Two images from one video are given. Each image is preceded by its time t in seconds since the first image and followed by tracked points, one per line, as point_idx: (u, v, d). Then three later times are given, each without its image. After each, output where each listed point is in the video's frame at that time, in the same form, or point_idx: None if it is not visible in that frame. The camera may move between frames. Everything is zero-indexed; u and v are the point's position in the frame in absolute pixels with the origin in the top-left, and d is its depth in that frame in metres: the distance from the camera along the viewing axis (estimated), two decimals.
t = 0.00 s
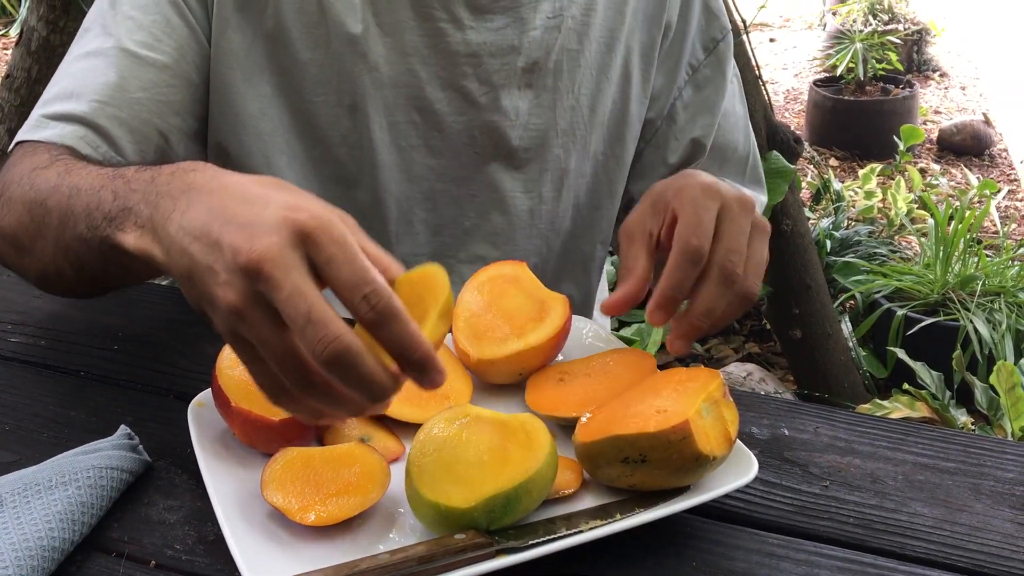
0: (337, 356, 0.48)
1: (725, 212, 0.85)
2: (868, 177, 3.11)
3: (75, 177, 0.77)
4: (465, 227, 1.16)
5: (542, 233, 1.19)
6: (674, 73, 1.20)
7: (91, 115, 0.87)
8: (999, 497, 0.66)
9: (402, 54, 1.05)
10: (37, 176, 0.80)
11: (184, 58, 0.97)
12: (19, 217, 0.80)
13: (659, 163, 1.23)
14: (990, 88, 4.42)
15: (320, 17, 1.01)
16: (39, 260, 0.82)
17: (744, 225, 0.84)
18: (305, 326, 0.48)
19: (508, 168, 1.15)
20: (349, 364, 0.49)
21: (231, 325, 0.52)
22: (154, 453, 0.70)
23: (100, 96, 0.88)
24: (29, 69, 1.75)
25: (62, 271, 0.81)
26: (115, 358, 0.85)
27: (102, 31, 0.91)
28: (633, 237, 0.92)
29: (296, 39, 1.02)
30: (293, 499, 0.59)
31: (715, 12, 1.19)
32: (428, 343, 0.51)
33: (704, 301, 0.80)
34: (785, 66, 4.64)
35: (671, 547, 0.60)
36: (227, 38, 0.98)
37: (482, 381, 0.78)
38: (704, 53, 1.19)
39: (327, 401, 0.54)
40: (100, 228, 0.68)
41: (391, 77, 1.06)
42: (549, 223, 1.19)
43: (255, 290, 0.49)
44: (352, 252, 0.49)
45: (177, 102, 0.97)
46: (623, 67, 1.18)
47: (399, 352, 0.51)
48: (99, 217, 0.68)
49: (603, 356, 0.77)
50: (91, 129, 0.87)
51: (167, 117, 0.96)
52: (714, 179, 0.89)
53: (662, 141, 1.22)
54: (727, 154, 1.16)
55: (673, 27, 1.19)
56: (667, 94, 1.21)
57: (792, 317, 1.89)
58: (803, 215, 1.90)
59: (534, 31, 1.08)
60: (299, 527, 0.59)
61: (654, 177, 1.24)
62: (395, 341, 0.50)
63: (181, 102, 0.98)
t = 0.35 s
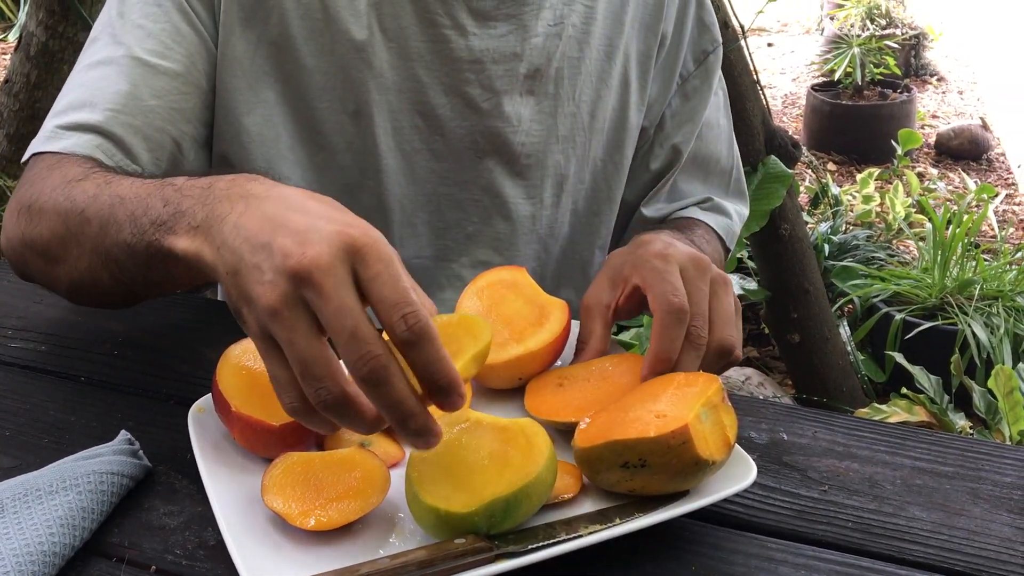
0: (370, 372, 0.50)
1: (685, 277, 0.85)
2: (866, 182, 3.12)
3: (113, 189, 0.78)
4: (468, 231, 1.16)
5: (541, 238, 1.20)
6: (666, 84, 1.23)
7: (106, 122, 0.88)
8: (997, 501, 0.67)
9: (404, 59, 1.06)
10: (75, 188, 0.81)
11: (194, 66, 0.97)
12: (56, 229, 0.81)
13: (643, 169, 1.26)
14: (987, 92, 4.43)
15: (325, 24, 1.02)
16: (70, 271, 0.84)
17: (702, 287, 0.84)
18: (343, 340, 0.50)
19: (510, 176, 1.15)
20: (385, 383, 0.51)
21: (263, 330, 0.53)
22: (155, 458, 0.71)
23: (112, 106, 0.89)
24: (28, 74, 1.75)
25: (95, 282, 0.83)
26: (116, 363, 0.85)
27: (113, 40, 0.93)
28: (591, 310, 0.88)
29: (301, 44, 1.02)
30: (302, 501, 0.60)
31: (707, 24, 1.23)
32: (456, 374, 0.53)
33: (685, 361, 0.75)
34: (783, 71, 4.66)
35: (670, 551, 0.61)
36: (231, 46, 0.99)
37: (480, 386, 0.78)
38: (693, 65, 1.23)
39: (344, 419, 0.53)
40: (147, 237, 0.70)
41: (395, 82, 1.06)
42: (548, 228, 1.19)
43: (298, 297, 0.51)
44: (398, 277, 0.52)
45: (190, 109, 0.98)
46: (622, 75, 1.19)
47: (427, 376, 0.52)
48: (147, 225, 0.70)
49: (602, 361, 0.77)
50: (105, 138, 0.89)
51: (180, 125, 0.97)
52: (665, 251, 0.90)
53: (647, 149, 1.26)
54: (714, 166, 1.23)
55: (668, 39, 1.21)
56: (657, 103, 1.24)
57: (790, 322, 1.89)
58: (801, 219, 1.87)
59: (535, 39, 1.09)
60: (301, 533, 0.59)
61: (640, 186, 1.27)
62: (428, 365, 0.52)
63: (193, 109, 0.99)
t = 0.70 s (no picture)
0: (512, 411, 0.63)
1: (679, 263, 0.85)
2: (862, 185, 3.12)
3: (175, 217, 0.79)
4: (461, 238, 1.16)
5: (535, 243, 1.20)
6: (659, 92, 1.23)
7: (118, 130, 0.88)
8: (988, 504, 0.67)
9: (396, 66, 1.06)
10: (132, 207, 0.81)
11: (199, 70, 0.97)
12: (114, 250, 0.81)
13: (638, 178, 1.25)
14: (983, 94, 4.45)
15: (318, 30, 1.02)
16: (126, 288, 0.85)
17: (694, 273, 0.84)
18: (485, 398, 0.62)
19: (504, 181, 1.15)
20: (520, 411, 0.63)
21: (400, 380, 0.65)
22: (146, 466, 0.71)
23: (124, 112, 0.89)
24: (23, 81, 1.76)
25: (156, 299, 0.84)
26: (109, 371, 0.85)
27: (116, 44, 0.91)
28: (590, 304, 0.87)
29: (296, 50, 1.02)
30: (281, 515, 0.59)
31: (700, 33, 1.22)
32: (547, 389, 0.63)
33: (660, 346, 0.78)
34: (778, 73, 4.67)
35: (660, 557, 0.61)
36: (232, 53, 0.99)
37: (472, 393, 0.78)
38: (687, 73, 1.23)
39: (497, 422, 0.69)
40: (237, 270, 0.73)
41: (387, 88, 1.07)
42: (542, 234, 1.19)
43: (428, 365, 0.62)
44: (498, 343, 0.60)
45: (197, 114, 0.98)
46: (613, 82, 1.19)
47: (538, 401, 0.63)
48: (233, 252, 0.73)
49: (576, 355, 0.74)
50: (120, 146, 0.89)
51: (189, 129, 0.97)
52: (664, 233, 0.90)
53: (641, 158, 1.25)
54: (709, 175, 1.23)
55: (660, 48, 1.21)
56: (650, 111, 1.24)
57: (786, 325, 1.89)
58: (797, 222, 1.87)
59: (527, 46, 1.09)
60: (292, 541, 0.59)
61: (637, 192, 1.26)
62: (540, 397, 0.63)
63: (200, 114, 0.99)
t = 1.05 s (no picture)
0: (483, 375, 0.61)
1: (713, 234, 0.87)
2: (860, 188, 3.13)
3: (145, 214, 0.80)
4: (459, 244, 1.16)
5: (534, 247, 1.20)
6: (658, 92, 1.21)
7: (113, 136, 0.90)
8: (986, 507, 0.67)
9: (396, 71, 1.06)
10: (105, 206, 0.83)
11: (198, 78, 0.98)
12: (91, 248, 0.83)
13: (639, 179, 1.24)
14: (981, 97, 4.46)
15: (318, 36, 1.03)
16: (110, 288, 0.87)
17: (727, 250, 0.87)
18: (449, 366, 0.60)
19: (503, 186, 1.15)
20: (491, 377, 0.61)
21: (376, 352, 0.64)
22: (146, 472, 0.71)
23: (122, 118, 0.91)
24: (23, 87, 1.77)
25: (139, 298, 0.86)
26: (109, 377, 0.85)
27: (116, 55, 0.94)
28: (607, 250, 0.93)
29: (296, 56, 1.03)
30: (280, 513, 0.60)
31: (700, 34, 1.21)
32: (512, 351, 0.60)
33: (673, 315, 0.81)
34: (777, 77, 4.68)
35: (659, 561, 0.61)
36: (232, 58, 1.00)
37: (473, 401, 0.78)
38: (687, 74, 1.20)
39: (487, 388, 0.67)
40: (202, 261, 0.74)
41: (387, 94, 1.07)
42: (541, 238, 1.20)
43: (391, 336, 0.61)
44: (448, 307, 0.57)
45: (195, 121, 0.99)
46: (612, 86, 1.19)
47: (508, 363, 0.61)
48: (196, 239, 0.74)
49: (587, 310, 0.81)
50: (115, 151, 0.90)
51: (186, 135, 0.98)
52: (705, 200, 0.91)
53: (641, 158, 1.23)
54: (712, 177, 1.17)
55: (659, 49, 1.20)
56: (649, 111, 1.22)
57: (785, 328, 1.89)
58: (795, 225, 1.86)
59: (526, 52, 1.09)
60: (292, 546, 0.59)
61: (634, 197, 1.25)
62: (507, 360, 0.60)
63: (198, 119, 1.00)
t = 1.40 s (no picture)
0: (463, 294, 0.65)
1: (727, 125, 0.78)
2: (861, 191, 3.13)
3: (106, 208, 0.81)
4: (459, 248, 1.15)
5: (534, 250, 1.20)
6: (651, 84, 1.18)
7: (107, 138, 0.91)
8: (987, 509, 0.67)
9: (392, 74, 1.07)
10: (72, 204, 0.84)
11: (193, 81, 0.99)
12: (64, 250, 0.85)
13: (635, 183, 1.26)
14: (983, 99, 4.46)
15: (314, 38, 1.03)
16: (91, 284, 0.89)
17: (739, 142, 0.79)
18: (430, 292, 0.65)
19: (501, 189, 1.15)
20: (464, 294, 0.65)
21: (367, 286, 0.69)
22: (150, 475, 0.71)
23: (118, 121, 0.92)
24: (24, 91, 1.77)
25: (119, 289, 0.89)
26: (113, 380, 0.85)
27: (114, 62, 0.96)
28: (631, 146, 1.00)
29: (291, 58, 1.03)
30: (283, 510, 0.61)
31: (693, 22, 1.16)
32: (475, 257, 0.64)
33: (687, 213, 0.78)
34: (777, 80, 4.68)
35: (662, 563, 0.61)
36: (229, 61, 1.01)
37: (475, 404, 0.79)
38: (682, 65, 1.16)
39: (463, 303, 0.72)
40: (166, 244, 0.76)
41: (382, 96, 1.07)
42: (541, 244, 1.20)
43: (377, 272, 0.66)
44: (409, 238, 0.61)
45: (192, 123, 1.00)
46: (607, 81, 1.16)
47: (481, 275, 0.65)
48: (156, 224, 0.75)
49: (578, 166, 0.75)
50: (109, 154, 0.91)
51: (182, 138, 0.98)
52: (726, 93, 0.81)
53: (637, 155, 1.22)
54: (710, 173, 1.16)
55: (654, 39, 1.17)
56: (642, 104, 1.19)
57: (786, 330, 1.89)
58: (796, 229, 1.86)
59: (521, 52, 1.09)
60: (295, 549, 0.59)
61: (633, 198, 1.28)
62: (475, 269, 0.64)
63: (194, 122, 1.00)
